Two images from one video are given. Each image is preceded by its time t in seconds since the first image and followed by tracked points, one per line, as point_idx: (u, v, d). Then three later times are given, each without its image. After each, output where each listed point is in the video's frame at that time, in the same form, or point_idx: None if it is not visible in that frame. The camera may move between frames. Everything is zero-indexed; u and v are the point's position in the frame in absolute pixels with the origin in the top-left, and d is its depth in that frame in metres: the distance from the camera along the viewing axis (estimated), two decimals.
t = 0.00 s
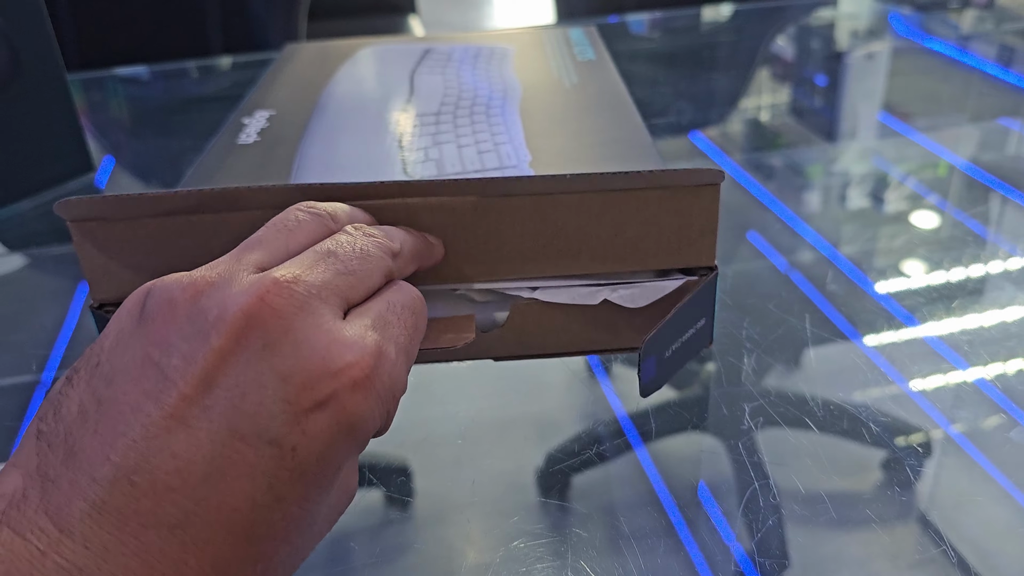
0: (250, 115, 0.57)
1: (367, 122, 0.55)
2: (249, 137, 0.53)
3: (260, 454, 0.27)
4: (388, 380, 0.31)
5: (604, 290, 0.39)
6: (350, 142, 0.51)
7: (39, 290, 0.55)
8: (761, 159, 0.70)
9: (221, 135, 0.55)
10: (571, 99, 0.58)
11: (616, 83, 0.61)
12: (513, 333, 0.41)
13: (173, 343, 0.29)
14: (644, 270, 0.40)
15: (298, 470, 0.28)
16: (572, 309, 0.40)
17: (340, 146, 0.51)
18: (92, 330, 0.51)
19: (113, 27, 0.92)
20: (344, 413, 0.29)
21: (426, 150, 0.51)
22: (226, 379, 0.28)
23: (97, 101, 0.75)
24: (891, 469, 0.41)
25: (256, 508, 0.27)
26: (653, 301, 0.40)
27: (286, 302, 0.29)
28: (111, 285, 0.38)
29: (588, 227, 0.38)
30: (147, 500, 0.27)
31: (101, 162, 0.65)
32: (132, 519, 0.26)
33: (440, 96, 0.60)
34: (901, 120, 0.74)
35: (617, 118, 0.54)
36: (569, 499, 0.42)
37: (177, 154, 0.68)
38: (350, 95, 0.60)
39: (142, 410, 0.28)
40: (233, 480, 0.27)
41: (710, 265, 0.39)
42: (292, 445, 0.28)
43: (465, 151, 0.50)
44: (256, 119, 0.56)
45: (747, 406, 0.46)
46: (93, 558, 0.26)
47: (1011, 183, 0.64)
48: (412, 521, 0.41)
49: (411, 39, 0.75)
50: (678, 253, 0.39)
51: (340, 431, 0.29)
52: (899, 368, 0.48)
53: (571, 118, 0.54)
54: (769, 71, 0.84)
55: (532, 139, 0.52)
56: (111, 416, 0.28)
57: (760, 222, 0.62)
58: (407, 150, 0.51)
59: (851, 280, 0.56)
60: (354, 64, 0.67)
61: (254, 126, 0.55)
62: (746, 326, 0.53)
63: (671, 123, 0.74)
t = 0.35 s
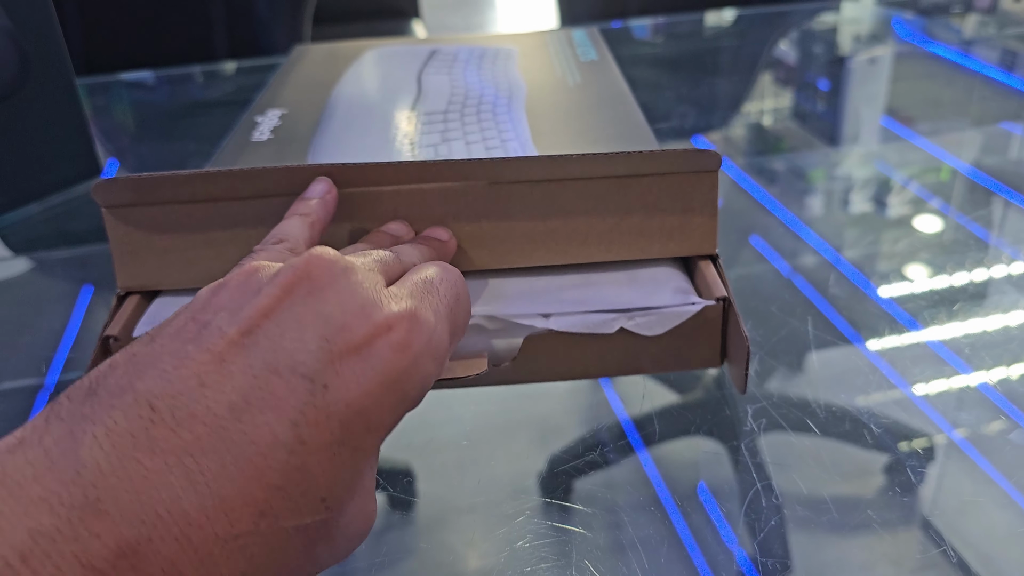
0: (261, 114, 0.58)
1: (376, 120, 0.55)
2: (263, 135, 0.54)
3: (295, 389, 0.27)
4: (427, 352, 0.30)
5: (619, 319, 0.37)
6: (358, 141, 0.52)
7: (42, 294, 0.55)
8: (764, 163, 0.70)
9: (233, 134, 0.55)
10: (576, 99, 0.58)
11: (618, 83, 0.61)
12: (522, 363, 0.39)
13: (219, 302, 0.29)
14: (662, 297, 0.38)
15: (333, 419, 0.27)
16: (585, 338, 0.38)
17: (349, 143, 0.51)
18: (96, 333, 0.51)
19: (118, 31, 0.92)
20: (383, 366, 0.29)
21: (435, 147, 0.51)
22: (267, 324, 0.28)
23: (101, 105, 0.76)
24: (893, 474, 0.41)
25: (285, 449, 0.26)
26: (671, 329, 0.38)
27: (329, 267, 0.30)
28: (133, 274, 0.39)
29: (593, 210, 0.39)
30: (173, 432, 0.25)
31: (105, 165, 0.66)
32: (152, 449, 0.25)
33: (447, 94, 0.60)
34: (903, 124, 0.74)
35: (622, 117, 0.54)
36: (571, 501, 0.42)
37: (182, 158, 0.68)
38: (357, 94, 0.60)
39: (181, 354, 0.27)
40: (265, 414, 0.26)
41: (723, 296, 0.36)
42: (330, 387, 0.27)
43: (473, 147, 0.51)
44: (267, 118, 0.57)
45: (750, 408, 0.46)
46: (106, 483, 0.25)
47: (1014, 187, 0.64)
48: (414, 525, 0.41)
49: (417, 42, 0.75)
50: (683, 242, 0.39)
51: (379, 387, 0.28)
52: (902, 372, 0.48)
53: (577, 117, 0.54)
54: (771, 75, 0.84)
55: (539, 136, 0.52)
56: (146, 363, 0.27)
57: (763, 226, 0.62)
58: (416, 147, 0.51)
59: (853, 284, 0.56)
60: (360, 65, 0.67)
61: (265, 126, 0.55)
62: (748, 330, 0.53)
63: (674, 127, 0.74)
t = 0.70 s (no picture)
0: (268, 124, 0.58)
1: (385, 130, 0.56)
2: (271, 145, 0.54)
3: (199, 427, 0.26)
4: (358, 365, 0.28)
5: (638, 358, 0.36)
6: (368, 152, 0.52)
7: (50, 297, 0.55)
8: (768, 168, 0.70)
9: (242, 143, 0.56)
10: (583, 107, 0.59)
11: (626, 93, 0.61)
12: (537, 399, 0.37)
13: (140, 304, 0.29)
14: (684, 344, 0.36)
15: (243, 448, 0.26)
16: (603, 378, 0.37)
17: (358, 154, 0.52)
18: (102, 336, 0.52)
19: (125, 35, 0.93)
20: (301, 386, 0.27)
21: (444, 157, 0.52)
22: (182, 341, 0.27)
23: (108, 108, 0.76)
24: (896, 478, 0.42)
25: (192, 483, 0.26)
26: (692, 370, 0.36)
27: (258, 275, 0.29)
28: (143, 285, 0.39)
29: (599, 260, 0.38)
30: (83, 471, 0.26)
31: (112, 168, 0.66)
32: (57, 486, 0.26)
33: (455, 103, 0.61)
34: (907, 129, 0.74)
35: (628, 127, 0.55)
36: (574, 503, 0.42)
37: (190, 163, 0.69)
38: (365, 102, 0.61)
39: (97, 367, 0.27)
40: (172, 450, 0.26)
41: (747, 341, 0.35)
42: (241, 420, 0.26)
43: (481, 158, 0.51)
44: (275, 128, 0.57)
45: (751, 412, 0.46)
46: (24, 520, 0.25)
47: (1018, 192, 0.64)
48: (419, 527, 0.41)
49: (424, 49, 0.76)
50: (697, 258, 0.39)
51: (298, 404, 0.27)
52: (906, 377, 0.48)
53: (584, 126, 0.55)
54: (775, 80, 0.84)
55: (546, 146, 0.53)
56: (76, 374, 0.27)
57: (767, 231, 0.63)
58: (425, 158, 0.52)
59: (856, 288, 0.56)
60: (368, 73, 0.67)
61: (273, 136, 0.56)
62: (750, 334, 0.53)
63: (678, 132, 0.74)
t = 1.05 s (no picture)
0: (267, 115, 0.58)
1: (384, 122, 0.56)
2: (271, 135, 0.54)
3: (210, 413, 0.26)
4: (355, 386, 0.29)
5: (638, 352, 0.36)
6: (367, 143, 0.52)
7: (44, 294, 0.55)
8: (765, 164, 0.70)
9: (241, 133, 0.55)
10: (582, 99, 0.59)
11: (623, 84, 0.61)
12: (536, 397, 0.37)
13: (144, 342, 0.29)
14: (684, 331, 0.36)
15: (252, 444, 0.26)
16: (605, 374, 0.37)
17: (357, 146, 0.52)
18: (96, 332, 0.51)
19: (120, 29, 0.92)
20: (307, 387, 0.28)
21: (443, 147, 0.51)
22: (193, 354, 0.27)
23: (104, 104, 0.76)
24: (893, 476, 0.42)
25: (198, 473, 0.26)
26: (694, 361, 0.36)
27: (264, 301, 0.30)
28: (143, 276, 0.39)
29: (600, 237, 0.38)
30: (97, 466, 0.25)
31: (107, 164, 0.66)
32: (69, 481, 0.25)
33: (454, 94, 0.60)
34: (905, 125, 0.74)
35: (625, 118, 0.54)
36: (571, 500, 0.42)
37: (185, 158, 0.68)
38: (363, 95, 0.61)
39: (102, 387, 0.27)
40: (183, 439, 0.26)
41: (745, 326, 0.35)
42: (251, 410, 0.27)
43: (480, 148, 0.51)
44: (274, 119, 0.57)
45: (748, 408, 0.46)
46: (31, 517, 0.24)
47: (1015, 188, 0.64)
48: (414, 525, 0.41)
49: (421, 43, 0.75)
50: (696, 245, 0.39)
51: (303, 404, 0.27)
52: (904, 374, 0.48)
53: (582, 117, 0.55)
54: (773, 75, 0.84)
55: (545, 136, 0.52)
56: (86, 397, 0.27)
57: (765, 228, 0.62)
58: (424, 148, 0.51)
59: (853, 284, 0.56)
60: (366, 66, 0.67)
61: (272, 126, 0.56)
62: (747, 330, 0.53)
63: (676, 128, 0.74)
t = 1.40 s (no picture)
0: (263, 129, 0.57)
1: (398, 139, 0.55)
2: (265, 155, 0.53)
3: (124, 497, 0.24)
4: (324, 488, 0.25)
5: (734, 487, 0.31)
6: (384, 164, 0.51)
7: (35, 285, 0.54)
8: (760, 156, 0.69)
9: (234, 152, 0.54)
10: (600, 113, 0.58)
11: (654, 98, 0.61)
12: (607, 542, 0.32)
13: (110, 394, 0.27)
14: (786, 458, 0.33)
15: (156, 540, 0.24)
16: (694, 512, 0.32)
17: (373, 167, 0.51)
18: (88, 325, 0.51)
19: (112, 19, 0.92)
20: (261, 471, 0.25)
21: (460, 167, 0.51)
22: (137, 427, 0.26)
23: (95, 95, 0.75)
24: (887, 467, 0.41)
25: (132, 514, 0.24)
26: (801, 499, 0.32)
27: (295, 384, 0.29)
28: (118, 333, 0.38)
29: (639, 274, 0.38)
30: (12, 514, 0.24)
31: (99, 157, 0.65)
32: None
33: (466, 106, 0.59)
34: (900, 119, 0.73)
35: (651, 137, 0.54)
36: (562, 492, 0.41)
37: (176, 149, 0.68)
38: (375, 107, 0.60)
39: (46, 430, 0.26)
40: (93, 521, 0.24)
41: (868, 457, 0.31)
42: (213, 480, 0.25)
43: (501, 168, 0.50)
44: (270, 133, 0.56)
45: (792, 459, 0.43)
46: None
47: (1010, 181, 0.64)
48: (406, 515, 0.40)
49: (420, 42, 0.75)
50: (755, 295, 0.39)
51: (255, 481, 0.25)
52: (898, 367, 0.48)
53: (601, 135, 0.54)
54: (768, 68, 0.84)
55: (566, 155, 0.52)
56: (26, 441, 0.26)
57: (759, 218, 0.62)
58: (440, 168, 0.51)
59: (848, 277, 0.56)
60: (368, 71, 0.66)
61: (268, 143, 0.55)
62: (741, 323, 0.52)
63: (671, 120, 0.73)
